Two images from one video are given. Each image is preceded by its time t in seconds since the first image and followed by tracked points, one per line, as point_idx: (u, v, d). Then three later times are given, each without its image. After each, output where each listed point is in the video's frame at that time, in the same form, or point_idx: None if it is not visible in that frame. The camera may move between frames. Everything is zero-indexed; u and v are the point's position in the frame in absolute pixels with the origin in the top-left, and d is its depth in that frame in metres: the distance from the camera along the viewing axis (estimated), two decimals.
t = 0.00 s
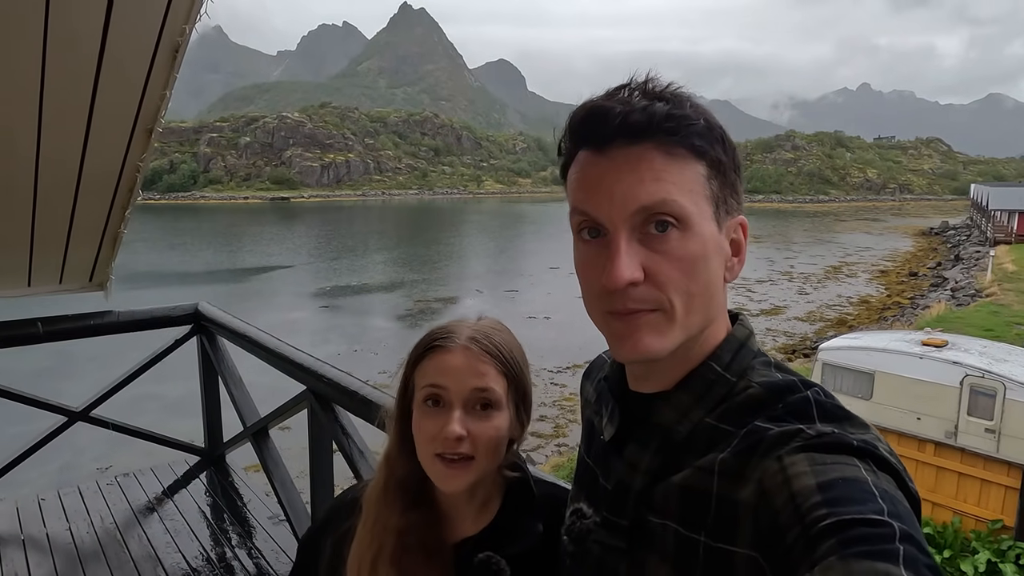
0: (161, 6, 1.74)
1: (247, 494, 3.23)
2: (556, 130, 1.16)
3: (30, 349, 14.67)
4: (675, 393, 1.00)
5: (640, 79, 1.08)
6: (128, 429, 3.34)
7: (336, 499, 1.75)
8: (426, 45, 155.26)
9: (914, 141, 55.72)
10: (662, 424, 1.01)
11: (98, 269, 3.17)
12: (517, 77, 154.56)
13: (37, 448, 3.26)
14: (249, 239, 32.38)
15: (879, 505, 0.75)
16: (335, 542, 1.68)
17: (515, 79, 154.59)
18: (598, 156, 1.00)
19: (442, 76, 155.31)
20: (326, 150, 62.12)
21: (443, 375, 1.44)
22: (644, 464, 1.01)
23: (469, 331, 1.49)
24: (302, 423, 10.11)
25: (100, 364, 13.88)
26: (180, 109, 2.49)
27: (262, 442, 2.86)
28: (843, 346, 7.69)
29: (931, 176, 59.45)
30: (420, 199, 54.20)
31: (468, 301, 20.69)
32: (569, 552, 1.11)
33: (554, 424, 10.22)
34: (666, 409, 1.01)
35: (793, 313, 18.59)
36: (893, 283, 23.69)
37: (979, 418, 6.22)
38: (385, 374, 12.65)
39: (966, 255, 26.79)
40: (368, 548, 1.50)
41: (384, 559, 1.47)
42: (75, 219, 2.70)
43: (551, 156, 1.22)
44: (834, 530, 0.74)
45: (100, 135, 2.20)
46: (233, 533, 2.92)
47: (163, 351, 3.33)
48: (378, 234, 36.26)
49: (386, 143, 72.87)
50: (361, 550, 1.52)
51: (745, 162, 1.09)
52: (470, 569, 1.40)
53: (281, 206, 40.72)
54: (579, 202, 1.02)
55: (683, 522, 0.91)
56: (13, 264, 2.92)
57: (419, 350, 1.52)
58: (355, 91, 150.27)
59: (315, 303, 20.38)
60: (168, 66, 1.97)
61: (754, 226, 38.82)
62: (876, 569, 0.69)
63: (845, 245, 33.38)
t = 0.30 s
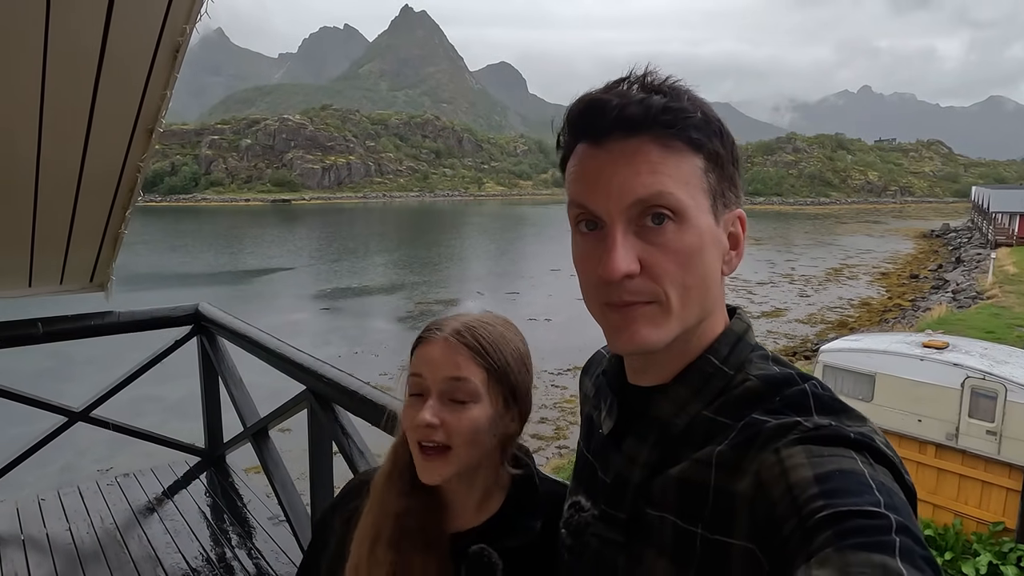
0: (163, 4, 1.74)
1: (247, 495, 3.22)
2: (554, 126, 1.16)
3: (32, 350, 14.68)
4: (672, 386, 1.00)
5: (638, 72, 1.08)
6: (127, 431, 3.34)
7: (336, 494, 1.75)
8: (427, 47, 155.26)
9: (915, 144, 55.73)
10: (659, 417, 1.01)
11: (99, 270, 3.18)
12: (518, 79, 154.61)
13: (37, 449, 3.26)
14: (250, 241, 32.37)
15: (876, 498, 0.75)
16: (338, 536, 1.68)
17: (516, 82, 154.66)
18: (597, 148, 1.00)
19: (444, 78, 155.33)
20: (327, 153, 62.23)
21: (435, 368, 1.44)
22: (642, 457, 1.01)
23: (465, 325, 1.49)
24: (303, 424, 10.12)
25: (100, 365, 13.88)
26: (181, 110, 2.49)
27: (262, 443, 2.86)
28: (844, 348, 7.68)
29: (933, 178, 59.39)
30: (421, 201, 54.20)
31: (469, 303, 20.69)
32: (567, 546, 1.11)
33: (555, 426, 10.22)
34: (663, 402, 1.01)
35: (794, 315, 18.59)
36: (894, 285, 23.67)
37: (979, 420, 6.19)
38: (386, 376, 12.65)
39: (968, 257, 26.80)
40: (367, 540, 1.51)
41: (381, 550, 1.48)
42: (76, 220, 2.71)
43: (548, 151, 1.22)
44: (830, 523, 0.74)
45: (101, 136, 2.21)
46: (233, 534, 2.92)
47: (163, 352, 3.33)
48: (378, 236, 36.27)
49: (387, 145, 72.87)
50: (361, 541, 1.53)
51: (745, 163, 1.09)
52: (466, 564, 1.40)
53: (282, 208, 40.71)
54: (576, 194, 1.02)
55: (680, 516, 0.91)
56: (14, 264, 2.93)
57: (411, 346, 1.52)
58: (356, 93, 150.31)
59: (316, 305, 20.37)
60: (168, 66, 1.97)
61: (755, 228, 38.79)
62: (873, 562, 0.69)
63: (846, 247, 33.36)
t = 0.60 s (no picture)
0: (162, 5, 1.75)
1: (246, 496, 3.22)
2: (549, 126, 1.16)
3: (33, 352, 14.69)
4: (667, 384, 1.00)
5: (634, 70, 1.08)
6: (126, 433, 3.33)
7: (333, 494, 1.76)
8: (427, 50, 155.28)
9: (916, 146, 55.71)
10: (656, 416, 1.01)
11: (98, 272, 3.18)
12: (517, 82, 154.73)
13: (36, 451, 3.25)
14: (250, 243, 32.36)
15: (870, 495, 0.75)
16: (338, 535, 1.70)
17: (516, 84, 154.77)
18: (592, 148, 1.00)
19: (444, 81, 155.39)
20: (327, 155, 62.25)
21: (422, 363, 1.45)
22: (637, 456, 1.01)
23: (457, 325, 1.50)
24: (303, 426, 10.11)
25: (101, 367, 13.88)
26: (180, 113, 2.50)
27: (261, 445, 2.86)
28: (844, 350, 7.67)
29: (932, 180, 59.44)
30: (421, 203, 54.20)
31: (469, 306, 20.68)
32: (563, 544, 1.11)
33: (555, 428, 10.21)
34: (659, 401, 1.01)
35: (794, 317, 18.60)
36: (894, 287, 23.68)
37: (980, 422, 6.23)
38: (386, 378, 12.64)
39: (967, 260, 26.80)
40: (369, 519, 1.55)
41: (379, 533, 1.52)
42: (76, 222, 2.71)
43: (547, 150, 1.22)
44: (825, 520, 0.74)
45: (101, 139, 2.22)
46: (232, 536, 2.92)
47: (163, 354, 3.34)
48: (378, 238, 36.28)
49: (388, 148, 72.90)
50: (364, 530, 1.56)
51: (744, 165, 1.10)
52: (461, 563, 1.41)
53: (282, 211, 40.70)
54: (571, 194, 1.02)
55: (676, 514, 0.91)
56: (15, 266, 2.94)
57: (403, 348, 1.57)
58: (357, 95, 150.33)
59: (316, 307, 20.38)
60: (167, 68, 1.97)
61: (755, 231, 38.78)
62: (867, 560, 0.69)
63: (846, 249, 33.37)
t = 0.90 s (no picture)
0: (163, 11, 1.76)
1: (245, 500, 3.22)
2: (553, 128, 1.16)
3: (32, 356, 14.66)
4: (666, 390, 1.01)
5: (639, 71, 1.05)
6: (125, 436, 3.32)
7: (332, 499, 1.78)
8: (427, 53, 155.31)
9: (914, 150, 55.76)
10: (653, 422, 1.01)
11: (97, 275, 3.18)
12: (517, 85, 154.82)
13: (35, 454, 3.25)
14: (250, 246, 32.32)
15: (868, 502, 0.75)
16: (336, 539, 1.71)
17: (515, 88, 154.85)
18: (580, 158, 1.01)
19: (444, 85, 155.40)
20: (327, 159, 62.25)
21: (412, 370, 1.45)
22: (635, 460, 1.01)
23: (447, 332, 1.50)
24: (302, 430, 10.10)
25: (100, 371, 13.86)
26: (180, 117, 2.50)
27: (260, 449, 2.86)
28: (843, 354, 7.64)
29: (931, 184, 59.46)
30: (421, 207, 54.13)
31: (469, 309, 20.67)
32: (561, 549, 1.11)
33: (555, 432, 10.19)
34: (658, 407, 1.01)
35: (794, 322, 18.57)
36: (894, 291, 23.67)
37: (979, 426, 6.20)
38: (385, 382, 12.62)
39: (967, 263, 26.77)
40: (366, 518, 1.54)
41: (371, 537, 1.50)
42: (76, 225, 2.71)
43: (546, 152, 1.21)
44: (823, 527, 0.74)
45: (103, 143, 2.23)
46: (232, 539, 2.91)
47: (162, 357, 3.34)
48: (378, 242, 36.26)
49: (387, 151, 72.87)
50: (359, 532, 1.55)
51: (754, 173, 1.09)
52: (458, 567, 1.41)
53: (282, 215, 40.64)
54: (560, 202, 1.04)
55: (675, 520, 0.91)
56: (15, 269, 2.94)
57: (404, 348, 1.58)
58: (356, 100, 150.41)
59: (315, 310, 20.35)
60: (167, 73, 1.99)
61: (755, 235, 38.74)
62: (867, 567, 0.69)
63: (845, 253, 33.35)
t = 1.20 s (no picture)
0: (163, 13, 1.75)
1: (245, 504, 3.21)
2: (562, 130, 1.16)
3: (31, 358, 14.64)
4: (668, 394, 1.00)
5: (643, 78, 1.03)
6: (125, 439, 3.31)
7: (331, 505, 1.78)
8: (426, 56, 155.37)
9: (912, 153, 55.78)
10: (654, 426, 1.01)
11: (97, 277, 3.17)
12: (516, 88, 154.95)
13: (34, 456, 3.24)
14: (249, 249, 32.32)
15: (871, 508, 0.75)
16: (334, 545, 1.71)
17: (514, 91, 154.96)
18: (561, 164, 1.03)
19: (443, 87, 155.43)
20: (326, 162, 62.25)
21: (422, 375, 1.50)
22: (635, 465, 1.01)
23: (462, 341, 1.57)
24: (300, 433, 10.10)
25: (99, 374, 13.84)
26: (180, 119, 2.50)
27: (259, 451, 2.86)
28: (843, 357, 7.65)
29: (930, 187, 59.53)
30: (420, 210, 54.12)
31: (468, 312, 20.67)
32: (561, 552, 1.10)
33: (554, 434, 10.18)
34: (659, 411, 1.01)
35: (793, 324, 18.58)
36: (893, 293, 23.69)
37: (978, 429, 6.21)
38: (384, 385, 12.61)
39: (966, 266, 26.79)
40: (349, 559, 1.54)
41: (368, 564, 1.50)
42: (76, 227, 2.71)
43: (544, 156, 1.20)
44: (827, 533, 0.74)
45: (103, 145, 2.22)
46: (231, 543, 2.91)
47: (162, 360, 3.33)
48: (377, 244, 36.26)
49: (386, 154, 72.91)
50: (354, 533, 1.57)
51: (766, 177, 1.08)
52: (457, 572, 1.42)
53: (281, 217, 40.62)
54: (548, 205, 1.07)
55: (676, 525, 0.91)
56: (14, 272, 2.93)
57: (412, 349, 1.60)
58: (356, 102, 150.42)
59: (314, 313, 20.35)
60: (168, 76, 1.98)
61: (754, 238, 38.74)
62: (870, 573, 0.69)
63: (844, 255, 33.37)
